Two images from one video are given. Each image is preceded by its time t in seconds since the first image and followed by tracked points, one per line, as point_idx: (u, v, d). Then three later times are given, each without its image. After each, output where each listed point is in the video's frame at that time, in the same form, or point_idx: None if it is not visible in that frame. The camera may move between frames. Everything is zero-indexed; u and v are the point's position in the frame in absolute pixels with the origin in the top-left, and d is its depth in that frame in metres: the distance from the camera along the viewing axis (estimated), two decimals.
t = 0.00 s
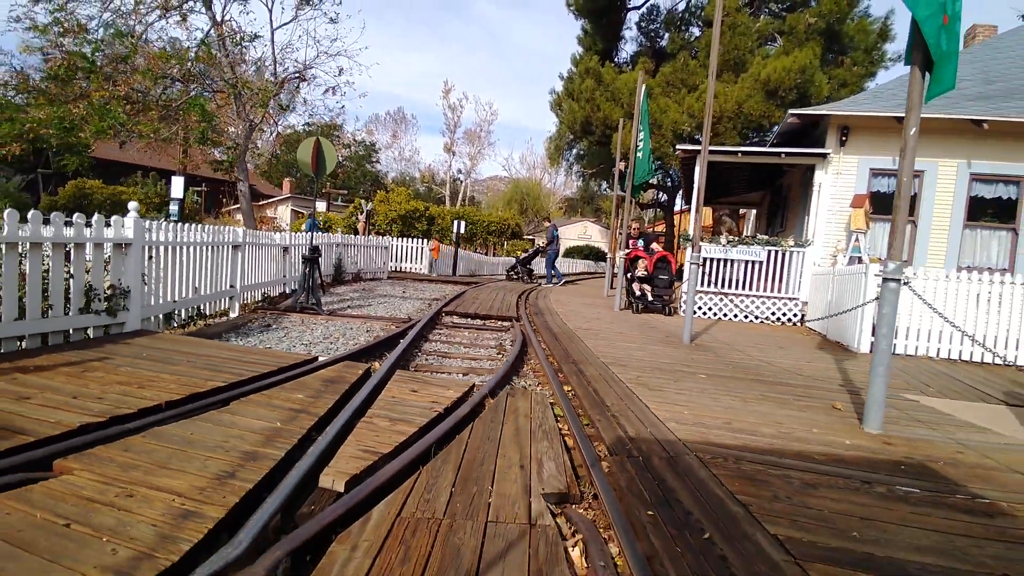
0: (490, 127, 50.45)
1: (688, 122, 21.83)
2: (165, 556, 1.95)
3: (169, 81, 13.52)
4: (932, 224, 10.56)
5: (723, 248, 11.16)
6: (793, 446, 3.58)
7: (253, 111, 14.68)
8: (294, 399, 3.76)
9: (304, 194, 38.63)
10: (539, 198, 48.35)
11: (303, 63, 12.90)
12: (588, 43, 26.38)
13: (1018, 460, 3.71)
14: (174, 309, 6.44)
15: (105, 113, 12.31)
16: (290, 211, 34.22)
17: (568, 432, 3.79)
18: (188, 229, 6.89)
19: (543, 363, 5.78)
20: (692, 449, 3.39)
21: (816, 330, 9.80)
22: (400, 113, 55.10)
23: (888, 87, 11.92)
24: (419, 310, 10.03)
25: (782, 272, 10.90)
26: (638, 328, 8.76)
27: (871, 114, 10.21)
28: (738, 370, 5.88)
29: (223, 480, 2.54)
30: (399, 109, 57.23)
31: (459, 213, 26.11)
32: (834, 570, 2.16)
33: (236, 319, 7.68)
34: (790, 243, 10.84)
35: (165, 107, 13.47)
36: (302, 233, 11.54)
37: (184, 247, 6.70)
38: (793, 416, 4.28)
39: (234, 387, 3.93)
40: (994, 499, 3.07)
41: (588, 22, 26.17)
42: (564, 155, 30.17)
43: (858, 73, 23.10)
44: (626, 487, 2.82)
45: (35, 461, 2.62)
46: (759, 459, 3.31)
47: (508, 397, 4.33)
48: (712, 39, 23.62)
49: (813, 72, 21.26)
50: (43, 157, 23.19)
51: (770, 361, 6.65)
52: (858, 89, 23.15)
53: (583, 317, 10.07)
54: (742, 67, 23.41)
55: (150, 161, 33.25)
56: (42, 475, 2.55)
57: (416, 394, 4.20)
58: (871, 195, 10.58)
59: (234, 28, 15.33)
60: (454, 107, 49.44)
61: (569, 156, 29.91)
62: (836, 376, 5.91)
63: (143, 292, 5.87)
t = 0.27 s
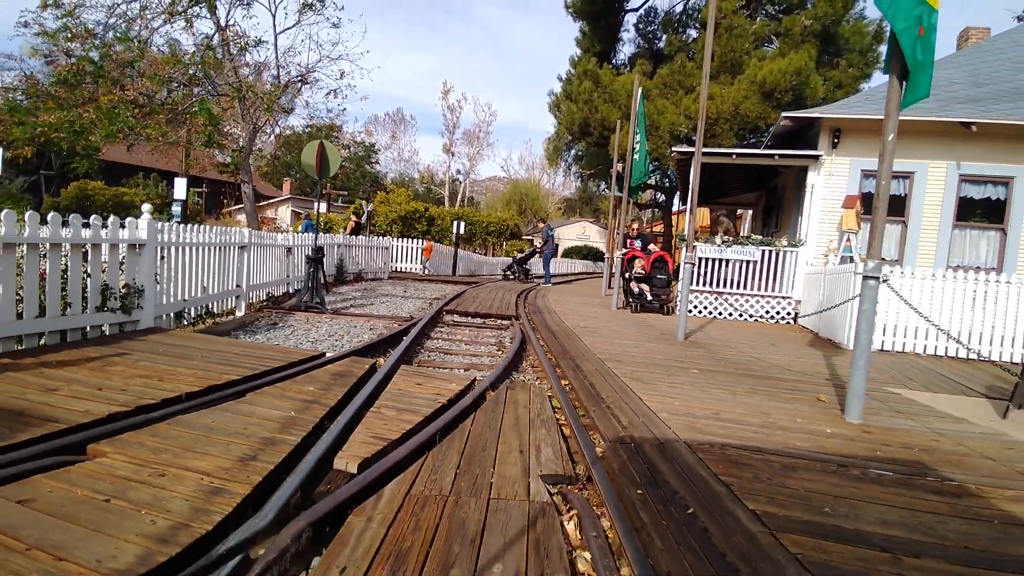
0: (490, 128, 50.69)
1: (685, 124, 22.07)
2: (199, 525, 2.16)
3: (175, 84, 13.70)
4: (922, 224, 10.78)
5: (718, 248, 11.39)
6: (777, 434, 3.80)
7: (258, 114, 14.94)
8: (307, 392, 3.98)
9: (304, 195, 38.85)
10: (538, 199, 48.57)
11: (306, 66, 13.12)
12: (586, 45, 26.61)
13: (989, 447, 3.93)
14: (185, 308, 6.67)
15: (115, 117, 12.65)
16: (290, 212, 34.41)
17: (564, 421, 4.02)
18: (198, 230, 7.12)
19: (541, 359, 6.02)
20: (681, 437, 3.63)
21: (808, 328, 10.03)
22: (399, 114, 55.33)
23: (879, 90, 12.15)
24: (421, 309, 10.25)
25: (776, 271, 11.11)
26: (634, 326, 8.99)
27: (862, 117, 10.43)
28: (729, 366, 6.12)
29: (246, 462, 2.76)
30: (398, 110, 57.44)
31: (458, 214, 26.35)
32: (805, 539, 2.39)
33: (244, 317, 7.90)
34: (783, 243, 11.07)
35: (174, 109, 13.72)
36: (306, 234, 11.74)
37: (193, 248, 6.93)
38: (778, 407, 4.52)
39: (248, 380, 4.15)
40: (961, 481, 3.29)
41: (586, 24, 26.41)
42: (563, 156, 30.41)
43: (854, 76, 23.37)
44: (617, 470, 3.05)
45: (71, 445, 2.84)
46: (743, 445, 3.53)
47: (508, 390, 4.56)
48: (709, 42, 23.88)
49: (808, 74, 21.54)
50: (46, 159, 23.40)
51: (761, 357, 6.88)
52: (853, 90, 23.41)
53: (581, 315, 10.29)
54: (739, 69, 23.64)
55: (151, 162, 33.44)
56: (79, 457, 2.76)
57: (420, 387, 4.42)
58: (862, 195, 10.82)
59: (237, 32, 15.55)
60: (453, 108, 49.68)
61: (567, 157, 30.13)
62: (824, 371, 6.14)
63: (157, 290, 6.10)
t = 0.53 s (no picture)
0: (488, 126, 50.84)
1: (681, 123, 22.30)
2: (226, 499, 2.37)
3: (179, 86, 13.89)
4: (912, 222, 11.00)
5: (713, 246, 11.61)
6: (762, 422, 4.01)
7: (261, 115, 15.14)
8: (316, 383, 4.19)
9: (303, 194, 38.99)
10: (536, 198, 48.73)
11: (307, 68, 13.31)
12: (584, 45, 26.79)
13: (964, 434, 4.14)
14: (193, 305, 6.90)
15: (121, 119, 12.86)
16: (288, 211, 34.56)
17: (561, 411, 4.23)
18: (206, 229, 7.34)
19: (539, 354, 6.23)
20: (671, 425, 3.84)
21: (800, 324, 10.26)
22: (398, 113, 55.47)
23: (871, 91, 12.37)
24: (421, 306, 10.46)
25: (770, 269, 11.33)
26: (630, 322, 9.21)
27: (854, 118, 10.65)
28: (720, 360, 6.34)
29: (264, 446, 2.96)
30: (396, 109, 57.59)
31: (457, 213, 26.55)
32: (781, 513, 2.60)
33: (249, 315, 8.10)
34: (777, 241, 11.29)
35: (179, 111, 13.85)
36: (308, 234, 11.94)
37: (201, 246, 7.15)
38: (765, 398, 4.73)
39: (260, 373, 4.35)
40: (933, 464, 3.50)
41: (583, 24, 26.60)
42: (560, 155, 30.61)
43: (848, 75, 23.61)
44: (610, 454, 3.26)
45: (100, 431, 3.04)
46: (729, 432, 3.74)
47: (508, 382, 4.77)
48: (706, 42, 24.10)
49: (803, 74, 21.77)
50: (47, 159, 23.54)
51: (752, 352, 7.10)
52: (848, 90, 23.66)
53: (578, 313, 10.50)
54: (734, 69, 23.87)
55: (150, 162, 33.56)
56: (107, 442, 2.96)
57: (424, 379, 4.62)
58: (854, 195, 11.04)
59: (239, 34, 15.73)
60: (451, 107, 49.83)
61: (565, 156, 30.32)
62: (812, 364, 6.36)
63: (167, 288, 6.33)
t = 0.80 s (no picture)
0: (486, 125, 50.97)
1: (678, 122, 22.49)
2: (248, 477, 2.57)
3: (183, 87, 14.08)
4: (903, 220, 11.21)
5: (708, 244, 11.81)
6: (749, 411, 4.22)
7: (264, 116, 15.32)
8: (325, 376, 4.39)
9: (303, 193, 39.12)
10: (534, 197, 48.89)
11: (308, 69, 13.48)
12: (582, 44, 26.94)
13: (940, 423, 4.35)
14: (201, 302, 7.11)
15: (128, 121, 13.08)
16: (288, 210, 34.70)
17: (558, 401, 4.44)
18: (212, 228, 7.54)
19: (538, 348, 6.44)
20: (662, 413, 4.06)
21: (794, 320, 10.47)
22: (397, 112, 55.56)
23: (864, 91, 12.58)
24: (422, 304, 10.66)
25: (765, 266, 11.53)
26: (626, 319, 9.42)
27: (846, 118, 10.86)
28: (713, 354, 6.55)
29: (279, 432, 3.15)
30: (395, 108, 57.69)
31: (456, 212, 26.71)
32: (761, 490, 2.82)
33: (255, 312, 8.29)
34: (771, 239, 11.48)
35: (183, 111, 14.01)
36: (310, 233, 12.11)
37: (208, 245, 7.36)
38: (754, 389, 4.94)
39: (270, 366, 4.55)
40: (909, 449, 3.70)
41: (581, 24, 26.76)
42: (559, 154, 30.77)
43: (844, 75, 23.82)
44: (604, 439, 3.48)
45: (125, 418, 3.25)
46: (717, 420, 3.95)
47: (508, 375, 4.98)
48: (703, 41, 24.27)
49: (799, 74, 21.96)
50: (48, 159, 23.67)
51: (744, 346, 7.31)
52: (843, 89, 23.87)
53: (576, 310, 10.70)
54: (731, 68, 24.06)
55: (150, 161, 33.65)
56: (133, 427, 3.16)
57: (427, 372, 4.83)
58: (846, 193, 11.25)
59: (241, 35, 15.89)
60: (450, 105, 49.94)
61: (563, 155, 30.49)
62: (801, 358, 6.57)
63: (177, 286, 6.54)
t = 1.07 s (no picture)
0: (485, 126, 51.15)
1: (676, 124, 22.69)
2: (267, 461, 2.75)
3: (187, 91, 14.27)
4: (895, 221, 11.42)
5: (704, 244, 12.00)
6: (738, 404, 4.42)
7: (267, 119, 15.54)
8: (333, 371, 4.58)
9: (302, 194, 39.27)
10: (533, 197, 49.10)
11: (310, 72, 13.68)
12: (580, 46, 27.12)
13: (921, 415, 4.55)
14: (208, 301, 7.32)
15: (135, 124, 13.32)
16: (288, 211, 34.85)
17: (556, 395, 4.63)
18: (219, 229, 7.74)
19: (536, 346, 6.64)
20: (655, 405, 4.26)
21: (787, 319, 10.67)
22: (396, 113, 55.72)
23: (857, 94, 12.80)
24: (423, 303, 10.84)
25: (760, 266, 11.73)
26: (623, 318, 9.61)
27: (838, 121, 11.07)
28: (706, 351, 6.75)
29: (293, 422, 3.34)
30: (394, 109, 57.83)
31: (455, 213, 26.89)
32: (744, 474, 3.02)
33: (259, 311, 8.47)
34: (766, 239, 11.67)
35: (187, 114, 14.18)
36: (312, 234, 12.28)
37: (215, 245, 7.56)
38: (745, 384, 5.14)
39: (279, 361, 4.73)
40: (888, 438, 3.90)
41: (580, 25, 26.95)
42: (557, 154, 30.96)
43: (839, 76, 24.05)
44: (599, 429, 3.67)
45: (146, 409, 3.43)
46: (707, 412, 4.14)
47: (507, 370, 5.18)
48: (700, 43, 24.49)
49: (795, 75, 22.17)
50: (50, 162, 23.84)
51: (738, 344, 7.51)
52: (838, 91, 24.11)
53: (574, 309, 10.90)
54: (728, 70, 24.28)
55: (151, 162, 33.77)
56: (154, 417, 3.35)
57: (430, 368, 5.02)
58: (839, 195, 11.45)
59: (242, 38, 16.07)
60: (449, 106, 50.11)
61: (561, 156, 30.71)
62: (792, 355, 6.77)
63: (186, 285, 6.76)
